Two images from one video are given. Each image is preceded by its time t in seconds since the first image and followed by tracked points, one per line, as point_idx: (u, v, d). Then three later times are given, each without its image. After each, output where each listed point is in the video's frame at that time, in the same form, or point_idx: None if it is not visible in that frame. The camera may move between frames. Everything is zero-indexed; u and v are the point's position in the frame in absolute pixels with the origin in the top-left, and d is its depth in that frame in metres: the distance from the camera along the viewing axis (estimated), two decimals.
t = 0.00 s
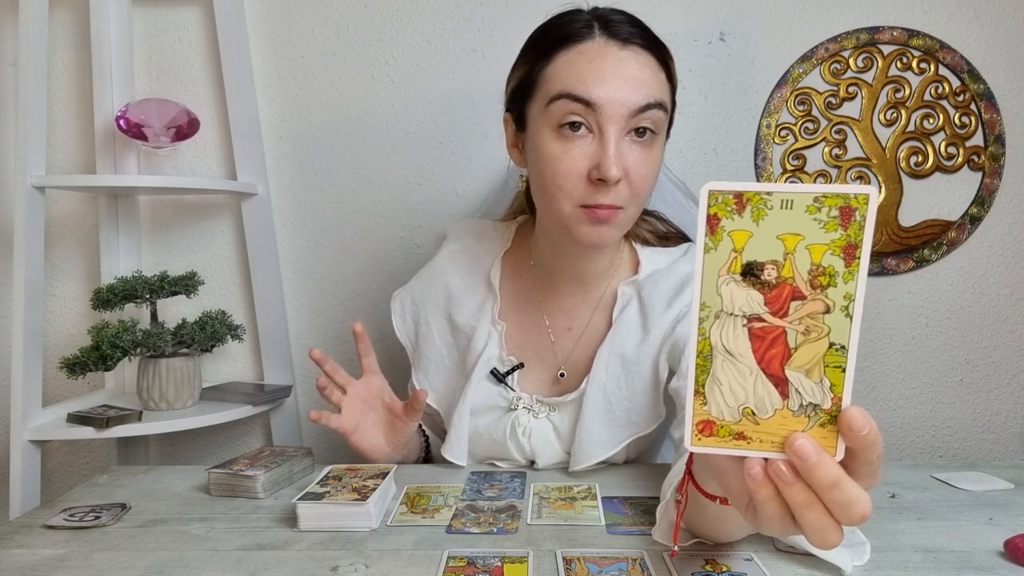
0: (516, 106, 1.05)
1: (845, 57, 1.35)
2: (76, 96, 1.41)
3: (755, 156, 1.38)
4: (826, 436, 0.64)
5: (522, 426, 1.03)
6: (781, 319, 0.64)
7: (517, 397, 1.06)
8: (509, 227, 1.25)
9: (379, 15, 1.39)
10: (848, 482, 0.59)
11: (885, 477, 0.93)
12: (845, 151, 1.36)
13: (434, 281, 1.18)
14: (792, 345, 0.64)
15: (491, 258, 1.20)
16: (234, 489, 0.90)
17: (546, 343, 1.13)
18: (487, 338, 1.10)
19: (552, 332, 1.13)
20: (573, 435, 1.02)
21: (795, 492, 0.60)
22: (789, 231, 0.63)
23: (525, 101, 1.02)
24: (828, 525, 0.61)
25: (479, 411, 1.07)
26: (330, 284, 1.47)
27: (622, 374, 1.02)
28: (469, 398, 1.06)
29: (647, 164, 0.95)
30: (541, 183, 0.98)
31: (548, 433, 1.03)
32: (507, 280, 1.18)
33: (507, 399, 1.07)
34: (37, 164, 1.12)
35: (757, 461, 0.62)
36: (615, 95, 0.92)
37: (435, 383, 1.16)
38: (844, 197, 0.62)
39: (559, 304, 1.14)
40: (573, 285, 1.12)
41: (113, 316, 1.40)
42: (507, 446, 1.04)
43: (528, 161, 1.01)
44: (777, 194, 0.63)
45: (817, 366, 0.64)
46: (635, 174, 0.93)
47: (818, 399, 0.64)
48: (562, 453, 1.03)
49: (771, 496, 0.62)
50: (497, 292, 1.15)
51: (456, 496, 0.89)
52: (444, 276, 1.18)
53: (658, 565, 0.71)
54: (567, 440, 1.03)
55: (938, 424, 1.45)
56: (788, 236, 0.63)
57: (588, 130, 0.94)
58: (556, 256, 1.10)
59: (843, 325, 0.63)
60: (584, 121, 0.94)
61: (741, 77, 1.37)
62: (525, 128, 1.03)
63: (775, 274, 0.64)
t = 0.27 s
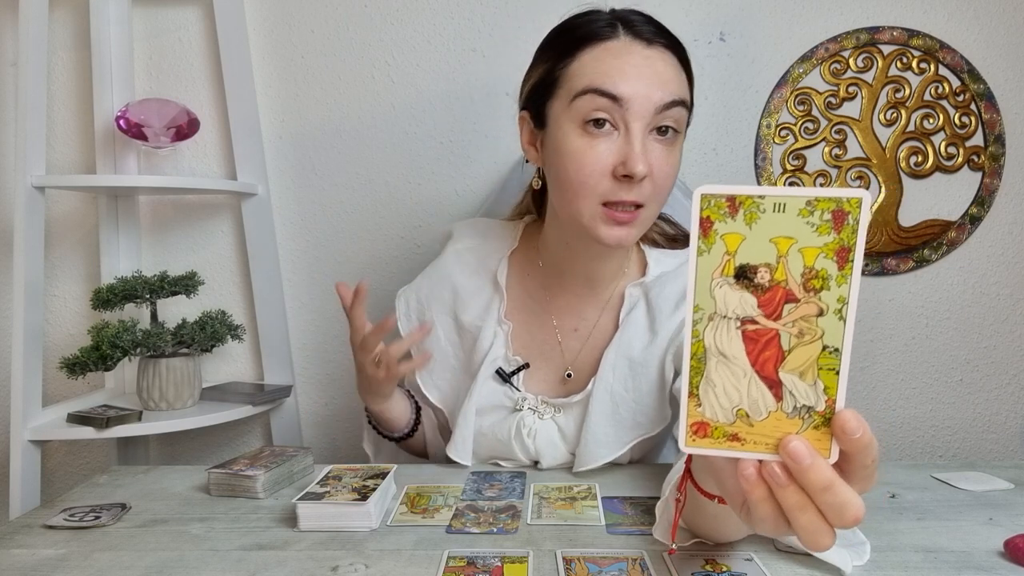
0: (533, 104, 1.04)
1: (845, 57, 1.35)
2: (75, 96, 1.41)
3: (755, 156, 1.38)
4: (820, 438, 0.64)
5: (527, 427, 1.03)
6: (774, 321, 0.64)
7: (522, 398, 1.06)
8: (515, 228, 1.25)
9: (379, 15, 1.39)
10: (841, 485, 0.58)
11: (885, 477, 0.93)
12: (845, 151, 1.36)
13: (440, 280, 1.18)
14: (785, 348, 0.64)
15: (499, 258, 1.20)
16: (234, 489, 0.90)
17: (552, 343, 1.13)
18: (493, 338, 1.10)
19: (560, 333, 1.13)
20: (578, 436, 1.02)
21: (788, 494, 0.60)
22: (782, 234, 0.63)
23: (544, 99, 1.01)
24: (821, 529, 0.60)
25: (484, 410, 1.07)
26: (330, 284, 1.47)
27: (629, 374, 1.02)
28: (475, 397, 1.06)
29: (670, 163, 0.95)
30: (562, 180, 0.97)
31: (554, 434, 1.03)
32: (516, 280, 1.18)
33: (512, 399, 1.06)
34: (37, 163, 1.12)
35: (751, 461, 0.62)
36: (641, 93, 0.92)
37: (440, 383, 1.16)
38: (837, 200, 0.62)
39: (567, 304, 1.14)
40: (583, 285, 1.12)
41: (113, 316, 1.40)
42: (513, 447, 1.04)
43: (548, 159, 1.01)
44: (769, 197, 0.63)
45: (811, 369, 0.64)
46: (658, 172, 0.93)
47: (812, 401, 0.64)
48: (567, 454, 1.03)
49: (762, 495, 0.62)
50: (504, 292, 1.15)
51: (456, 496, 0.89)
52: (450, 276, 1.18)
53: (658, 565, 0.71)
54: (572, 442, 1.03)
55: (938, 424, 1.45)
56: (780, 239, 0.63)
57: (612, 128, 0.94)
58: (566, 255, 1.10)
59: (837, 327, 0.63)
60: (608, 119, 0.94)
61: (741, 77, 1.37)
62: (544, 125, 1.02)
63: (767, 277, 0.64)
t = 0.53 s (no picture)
0: (537, 106, 1.04)
1: (845, 57, 1.35)
2: (75, 96, 1.41)
3: (755, 155, 1.38)
4: (836, 441, 0.64)
5: (528, 429, 1.03)
6: (794, 322, 0.64)
7: (523, 399, 1.06)
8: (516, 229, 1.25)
9: (378, 15, 1.39)
10: (856, 490, 0.58)
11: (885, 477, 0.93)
12: (845, 151, 1.36)
13: (440, 282, 1.18)
14: (804, 348, 0.64)
15: (499, 258, 1.20)
16: (234, 489, 0.90)
17: (554, 344, 1.13)
18: (495, 339, 1.10)
19: (561, 334, 1.13)
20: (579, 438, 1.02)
21: (802, 497, 0.60)
22: (806, 234, 0.63)
23: (549, 102, 1.01)
24: (833, 531, 0.60)
25: (487, 412, 1.07)
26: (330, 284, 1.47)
27: (631, 376, 1.02)
28: (477, 398, 1.06)
29: (675, 170, 0.95)
30: (566, 185, 0.98)
31: (555, 436, 1.03)
32: (517, 281, 1.18)
33: (513, 401, 1.06)
34: (37, 163, 1.12)
35: (765, 463, 0.62)
36: (646, 100, 0.92)
37: (439, 384, 1.16)
38: (862, 201, 0.62)
39: (568, 306, 1.14)
40: (585, 287, 1.12)
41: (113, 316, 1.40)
42: (515, 448, 1.03)
43: (551, 163, 1.01)
44: (793, 197, 0.63)
45: (829, 371, 0.64)
46: (663, 179, 0.94)
47: (829, 403, 0.64)
48: (569, 455, 1.03)
49: (775, 497, 0.62)
50: (505, 293, 1.15)
51: (456, 496, 0.89)
52: (450, 277, 1.18)
53: (658, 566, 0.71)
54: (574, 444, 1.03)
55: (938, 424, 1.45)
56: (804, 239, 0.63)
57: (617, 134, 0.94)
58: (569, 256, 1.10)
59: (856, 329, 0.63)
60: (613, 125, 0.94)
61: (741, 77, 1.37)
62: (548, 129, 1.02)
63: (789, 277, 0.64)
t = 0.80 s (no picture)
0: (526, 108, 1.04)
1: (845, 57, 1.35)
2: (75, 96, 1.41)
3: (755, 156, 1.38)
4: (829, 434, 0.63)
5: (527, 430, 1.03)
6: (786, 315, 0.64)
7: (521, 401, 1.06)
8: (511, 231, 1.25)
9: (379, 15, 1.39)
10: (850, 482, 0.58)
11: (885, 477, 0.93)
12: (845, 151, 1.36)
13: (438, 284, 1.18)
14: (796, 342, 0.64)
15: (497, 260, 1.20)
16: (234, 489, 0.90)
17: (551, 346, 1.13)
18: (493, 341, 1.10)
19: (558, 335, 1.13)
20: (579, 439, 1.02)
21: (796, 490, 0.60)
22: (796, 227, 0.63)
23: (536, 104, 1.02)
24: (828, 525, 0.60)
25: (485, 414, 1.07)
26: (330, 285, 1.47)
27: (629, 375, 1.02)
28: (475, 400, 1.06)
29: (659, 170, 0.95)
30: (552, 186, 0.98)
31: (554, 437, 1.03)
32: (513, 283, 1.18)
33: (512, 402, 1.07)
34: (37, 163, 1.12)
35: (760, 457, 0.62)
36: (629, 100, 0.92)
37: (438, 386, 1.16)
38: (851, 194, 0.62)
39: (565, 307, 1.14)
40: (581, 288, 1.13)
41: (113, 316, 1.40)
42: (514, 450, 1.03)
43: (538, 164, 1.01)
44: (783, 190, 0.63)
45: (822, 364, 0.64)
46: (647, 180, 0.93)
47: (821, 397, 0.64)
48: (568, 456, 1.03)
49: (772, 493, 0.62)
50: (502, 294, 1.15)
51: (456, 496, 0.89)
52: (448, 280, 1.18)
53: (658, 566, 0.71)
54: (573, 445, 1.03)
55: (938, 424, 1.45)
56: (794, 232, 0.63)
57: (601, 135, 0.94)
58: (565, 257, 1.10)
59: (848, 323, 0.63)
60: (596, 126, 0.94)
61: (741, 77, 1.37)
62: (536, 131, 1.03)
63: (780, 271, 0.64)
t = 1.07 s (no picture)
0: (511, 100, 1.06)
1: (845, 57, 1.35)
2: (75, 96, 1.41)
3: (755, 156, 1.38)
4: (818, 429, 0.64)
5: (525, 430, 1.02)
6: (776, 308, 0.64)
7: (519, 401, 1.06)
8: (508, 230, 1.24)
9: (379, 15, 1.39)
10: (838, 476, 0.58)
11: (885, 477, 0.93)
12: (845, 151, 1.36)
13: (434, 286, 1.18)
14: (786, 335, 0.64)
15: (492, 260, 1.20)
16: (234, 489, 0.90)
17: (546, 345, 1.13)
18: (490, 340, 1.10)
19: (553, 334, 1.13)
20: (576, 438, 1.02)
21: (785, 483, 0.60)
22: (786, 220, 0.63)
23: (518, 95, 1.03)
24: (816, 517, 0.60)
25: (482, 414, 1.07)
26: (330, 284, 1.47)
27: (625, 373, 1.02)
28: (473, 400, 1.06)
29: (633, 155, 0.94)
30: (529, 173, 0.98)
31: (552, 436, 1.03)
32: (508, 281, 1.19)
33: (509, 402, 1.07)
34: (37, 164, 1.12)
35: (749, 450, 0.62)
36: (601, 87, 0.92)
37: (436, 388, 1.16)
38: (842, 187, 0.62)
39: (558, 305, 1.14)
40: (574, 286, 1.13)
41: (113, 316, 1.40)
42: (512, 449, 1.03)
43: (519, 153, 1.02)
44: (774, 183, 0.64)
45: (811, 358, 0.64)
46: (619, 165, 0.93)
47: (811, 390, 0.64)
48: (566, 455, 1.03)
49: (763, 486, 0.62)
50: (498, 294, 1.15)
51: (456, 496, 0.89)
52: (444, 281, 1.18)
53: (658, 566, 0.71)
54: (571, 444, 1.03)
55: (938, 424, 1.45)
56: (785, 225, 0.63)
57: (573, 120, 0.94)
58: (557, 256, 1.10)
59: (837, 317, 0.63)
60: (569, 111, 0.94)
61: (741, 77, 1.37)
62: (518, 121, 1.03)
63: (771, 264, 0.64)
